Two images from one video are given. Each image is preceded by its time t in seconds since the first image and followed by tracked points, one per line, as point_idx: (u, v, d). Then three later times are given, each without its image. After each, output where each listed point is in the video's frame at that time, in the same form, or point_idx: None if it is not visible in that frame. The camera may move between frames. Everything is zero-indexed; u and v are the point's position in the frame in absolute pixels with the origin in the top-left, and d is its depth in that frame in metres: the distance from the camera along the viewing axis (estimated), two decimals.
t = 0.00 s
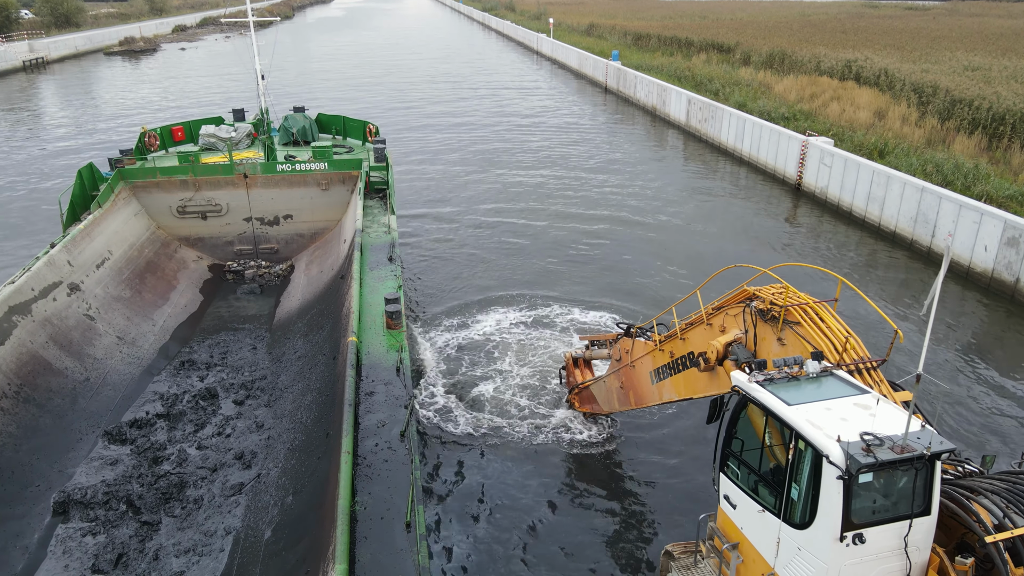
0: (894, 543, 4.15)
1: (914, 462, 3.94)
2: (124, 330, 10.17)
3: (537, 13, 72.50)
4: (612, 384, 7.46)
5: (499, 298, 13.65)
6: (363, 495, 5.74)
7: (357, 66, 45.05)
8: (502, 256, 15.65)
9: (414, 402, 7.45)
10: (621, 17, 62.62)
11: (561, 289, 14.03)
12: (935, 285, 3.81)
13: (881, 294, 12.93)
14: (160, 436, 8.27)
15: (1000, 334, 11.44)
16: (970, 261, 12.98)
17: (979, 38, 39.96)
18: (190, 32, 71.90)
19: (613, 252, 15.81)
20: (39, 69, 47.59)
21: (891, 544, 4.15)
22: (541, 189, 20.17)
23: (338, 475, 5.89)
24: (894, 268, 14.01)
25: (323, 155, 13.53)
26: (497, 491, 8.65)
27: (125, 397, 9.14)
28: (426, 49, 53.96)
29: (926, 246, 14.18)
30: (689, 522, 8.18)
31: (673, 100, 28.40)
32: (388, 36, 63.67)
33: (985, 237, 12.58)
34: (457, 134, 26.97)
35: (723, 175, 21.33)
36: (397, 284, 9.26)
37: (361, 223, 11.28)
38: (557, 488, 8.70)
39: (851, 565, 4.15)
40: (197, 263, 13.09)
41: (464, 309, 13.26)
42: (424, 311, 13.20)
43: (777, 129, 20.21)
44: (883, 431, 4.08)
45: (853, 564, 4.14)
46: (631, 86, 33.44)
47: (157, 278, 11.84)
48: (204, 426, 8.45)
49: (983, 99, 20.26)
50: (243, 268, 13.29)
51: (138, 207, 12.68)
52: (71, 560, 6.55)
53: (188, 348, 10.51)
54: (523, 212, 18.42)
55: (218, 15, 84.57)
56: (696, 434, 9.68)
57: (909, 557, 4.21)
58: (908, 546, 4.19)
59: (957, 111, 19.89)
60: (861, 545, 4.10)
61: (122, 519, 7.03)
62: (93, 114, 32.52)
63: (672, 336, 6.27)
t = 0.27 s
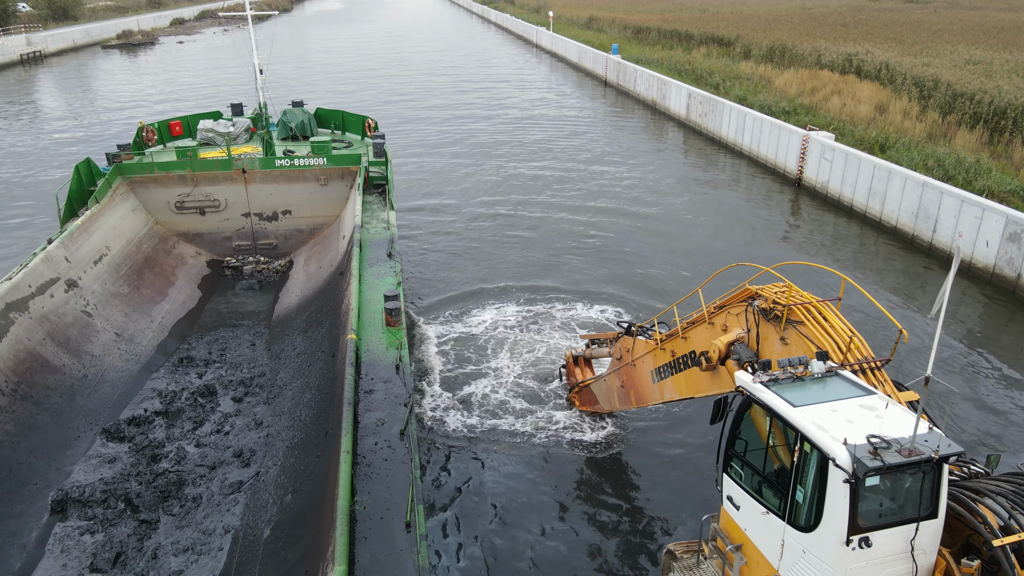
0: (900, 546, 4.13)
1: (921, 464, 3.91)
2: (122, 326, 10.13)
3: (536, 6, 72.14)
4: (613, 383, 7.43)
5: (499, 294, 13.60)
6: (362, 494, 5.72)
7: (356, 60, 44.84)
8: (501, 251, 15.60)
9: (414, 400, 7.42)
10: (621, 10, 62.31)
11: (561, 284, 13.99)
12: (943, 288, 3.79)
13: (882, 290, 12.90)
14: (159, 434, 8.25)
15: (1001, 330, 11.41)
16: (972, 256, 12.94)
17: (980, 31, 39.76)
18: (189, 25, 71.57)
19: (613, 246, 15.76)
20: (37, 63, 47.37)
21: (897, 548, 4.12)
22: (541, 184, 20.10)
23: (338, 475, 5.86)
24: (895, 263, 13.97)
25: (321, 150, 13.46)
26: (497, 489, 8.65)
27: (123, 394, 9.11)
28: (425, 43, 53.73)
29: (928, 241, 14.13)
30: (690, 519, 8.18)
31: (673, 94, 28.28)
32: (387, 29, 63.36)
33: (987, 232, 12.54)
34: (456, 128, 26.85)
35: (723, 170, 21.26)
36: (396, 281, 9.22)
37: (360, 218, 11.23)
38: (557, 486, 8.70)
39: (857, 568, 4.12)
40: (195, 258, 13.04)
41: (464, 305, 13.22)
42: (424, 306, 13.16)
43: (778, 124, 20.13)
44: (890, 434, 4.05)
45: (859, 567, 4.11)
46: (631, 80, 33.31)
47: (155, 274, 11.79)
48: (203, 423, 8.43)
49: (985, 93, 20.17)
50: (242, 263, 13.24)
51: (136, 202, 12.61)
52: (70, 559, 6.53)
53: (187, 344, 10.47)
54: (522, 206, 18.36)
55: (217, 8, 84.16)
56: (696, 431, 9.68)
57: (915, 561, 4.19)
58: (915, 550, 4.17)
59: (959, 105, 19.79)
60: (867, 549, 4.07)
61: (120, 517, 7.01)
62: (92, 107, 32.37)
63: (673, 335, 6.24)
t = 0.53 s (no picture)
0: (907, 549, 4.10)
1: (929, 468, 3.88)
2: (120, 323, 10.08)
3: None
4: (613, 381, 7.41)
5: (499, 290, 13.56)
6: (361, 494, 5.70)
7: (354, 53, 44.63)
8: (501, 246, 15.55)
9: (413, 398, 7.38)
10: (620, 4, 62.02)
11: (561, 279, 13.94)
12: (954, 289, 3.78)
13: (882, 285, 12.86)
14: (156, 432, 8.22)
15: (1001, 326, 11.40)
16: (973, 251, 12.91)
17: (981, 25, 39.56)
18: (186, 19, 71.21)
19: (613, 241, 15.72)
20: (33, 57, 47.12)
21: (903, 551, 4.09)
22: (540, 178, 20.02)
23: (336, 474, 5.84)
24: (895, 259, 13.94)
25: (320, 145, 13.38)
26: (497, 487, 8.65)
27: (121, 391, 9.08)
28: (423, 36, 53.48)
29: (928, 236, 14.10)
30: (689, 517, 8.20)
31: (673, 88, 28.16)
32: (385, 23, 63.08)
33: (987, 227, 12.50)
34: (455, 121, 26.72)
35: (722, 164, 21.19)
36: (394, 278, 9.17)
37: (359, 214, 11.17)
38: (557, 483, 8.70)
39: (863, 571, 4.10)
40: (193, 254, 12.98)
41: (463, 301, 13.18)
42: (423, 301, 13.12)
43: (778, 118, 20.05)
44: (897, 436, 4.02)
45: (865, 570, 4.09)
46: (631, 74, 33.16)
47: (152, 270, 11.73)
48: (201, 421, 8.40)
49: (985, 87, 20.08)
50: (240, 259, 13.20)
51: (133, 197, 12.54)
52: (67, 558, 6.51)
53: (185, 341, 10.43)
54: (521, 200, 18.28)
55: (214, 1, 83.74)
56: (695, 428, 9.68)
57: (922, 564, 4.16)
58: (921, 553, 4.14)
59: (960, 99, 19.70)
60: (873, 553, 4.05)
61: (118, 516, 6.99)
62: (89, 101, 32.21)
63: (674, 334, 6.22)
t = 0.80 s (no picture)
0: (912, 552, 4.08)
1: (935, 471, 3.86)
2: (117, 319, 10.04)
3: None
4: (613, 380, 7.38)
5: (498, 285, 13.51)
6: (360, 494, 5.68)
7: (352, 46, 44.39)
8: (500, 240, 15.48)
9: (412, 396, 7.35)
10: None
11: (560, 273, 13.89)
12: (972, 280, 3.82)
13: (882, 281, 12.84)
14: (154, 430, 8.19)
15: (1001, 321, 11.39)
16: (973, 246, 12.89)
17: (982, 18, 39.35)
18: (183, 12, 70.80)
19: (612, 235, 15.66)
20: (30, 50, 46.85)
21: (908, 554, 4.08)
22: (539, 172, 19.93)
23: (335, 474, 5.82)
24: (895, 254, 13.90)
25: (318, 140, 13.32)
26: (496, 485, 8.64)
27: (119, 389, 9.04)
28: (422, 29, 53.22)
29: (929, 231, 14.07)
30: (689, 514, 8.21)
31: (672, 81, 28.04)
32: (384, 16, 62.79)
33: (988, 222, 12.48)
34: (454, 115, 26.59)
35: (722, 158, 21.12)
36: (393, 274, 9.12)
37: (357, 210, 11.11)
38: (557, 481, 8.69)
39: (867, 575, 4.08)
40: (191, 250, 12.93)
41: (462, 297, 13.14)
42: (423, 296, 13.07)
43: (778, 113, 19.98)
44: (903, 439, 4.00)
45: (870, 574, 4.07)
46: (630, 67, 33.01)
47: (149, 266, 11.68)
48: (199, 419, 8.38)
49: (986, 81, 20.00)
50: (238, 255, 13.14)
51: (130, 193, 12.48)
52: (64, 558, 6.49)
53: (183, 338, 10.40)
54: (520, 194, 18.19)
55: None
56: (695, 426, 9.68)
57: (927, 567, 4.15)
58: (927, 556, 4.13)
59: (960, 93, 19.62)
60: (878, 556, 4.03)
61: (116, 515, 6.97)
62: (85, 95, 32.02)
63: (674, 332, 6.19)
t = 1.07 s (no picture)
0: (917, 556, 4.06)
1: (941, 474, 3.83)
2: (115, 316, 10.00)
3: None
4: (612, 378, 7.36)
5: (497, 279, 13.46)
6: (359, 493, 5.66)
7: (351, 39, 44.18)
8: (499, 233, 15.42)
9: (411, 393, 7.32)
10: None
11: (559, 268, 13.84)
12: (983, 279, 3.81)
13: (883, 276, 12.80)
14: (152, 428, 8.17)
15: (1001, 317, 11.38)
16: (974, 242, 12.87)
17: (984, 11, 39.16)
18: (181, 5, 70.43)
19: (612, 229, 15.60)
20: (27, 44, 46.62)
21: (913, 557, 4.06)
22: (538, 165, 19.84)
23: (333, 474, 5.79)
24: (895, 249, 13.86)
25: (316, 135, 13.25)
26: (495, 483, 8.64)
27: (116, 386, 9.01)
28: (421, 22, 52.98)
29: (929, 227, 14.04)
30: (688, 512, 8.22)
31: (672, 75, 27.92)
32: (382, 9, 62.50)
33: (989, 218, 12.45)
34: (453, 108, 26.48)
35: (722, 153, 21.05)
36: (392, 271, 9.07)
37: (356, 205, 11.05)
38: (557, 479, 8.70)
39: None
40: (189, 246, 12.88)
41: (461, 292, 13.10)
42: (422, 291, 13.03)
43: (779, 107, 19.90)
44: (908, 442, 3.97)
45: None
46: (630, 61, 32.88)
47: (147, 262, 11.63)
48: (197, 417, 8.35)
49: (987, 75, 19.91)
50: (236, 251, 13.09)
51: (127, 188, 12.41)
52: (62, 557, 6.47)
53: (181, 334, 10.36)
54: (520, 187, 18.11)
55: None
56: (694, 423, 9.68)
57: (932, 570, 4.13)
58: (931, 559, 4.11)
59: (960, 87, 19.53)
60: (883, 559, 4.01)
61: (113, 513, 6.95)
62: (83, 89, 31.86)
63: (675, 331, 6.15)
